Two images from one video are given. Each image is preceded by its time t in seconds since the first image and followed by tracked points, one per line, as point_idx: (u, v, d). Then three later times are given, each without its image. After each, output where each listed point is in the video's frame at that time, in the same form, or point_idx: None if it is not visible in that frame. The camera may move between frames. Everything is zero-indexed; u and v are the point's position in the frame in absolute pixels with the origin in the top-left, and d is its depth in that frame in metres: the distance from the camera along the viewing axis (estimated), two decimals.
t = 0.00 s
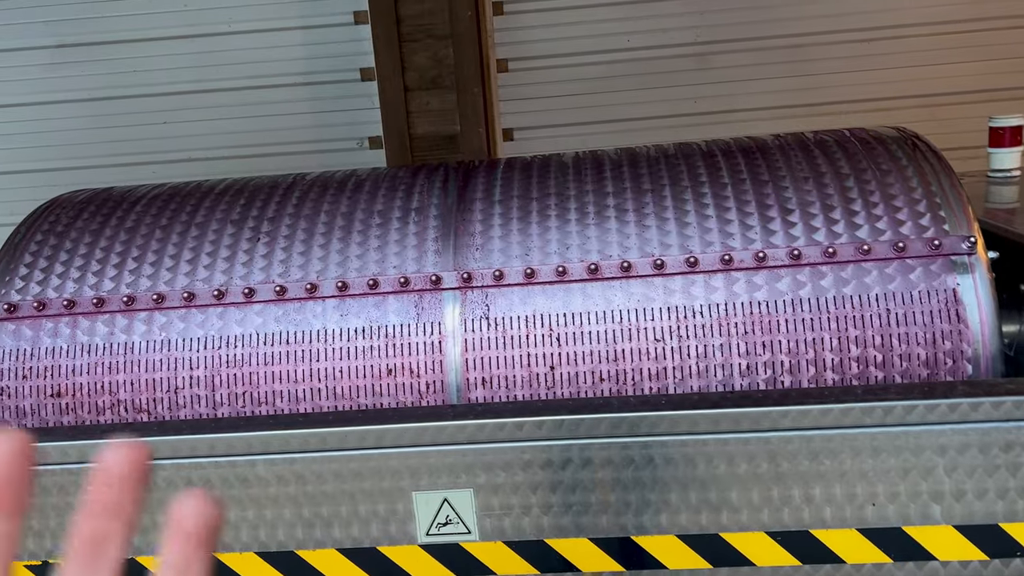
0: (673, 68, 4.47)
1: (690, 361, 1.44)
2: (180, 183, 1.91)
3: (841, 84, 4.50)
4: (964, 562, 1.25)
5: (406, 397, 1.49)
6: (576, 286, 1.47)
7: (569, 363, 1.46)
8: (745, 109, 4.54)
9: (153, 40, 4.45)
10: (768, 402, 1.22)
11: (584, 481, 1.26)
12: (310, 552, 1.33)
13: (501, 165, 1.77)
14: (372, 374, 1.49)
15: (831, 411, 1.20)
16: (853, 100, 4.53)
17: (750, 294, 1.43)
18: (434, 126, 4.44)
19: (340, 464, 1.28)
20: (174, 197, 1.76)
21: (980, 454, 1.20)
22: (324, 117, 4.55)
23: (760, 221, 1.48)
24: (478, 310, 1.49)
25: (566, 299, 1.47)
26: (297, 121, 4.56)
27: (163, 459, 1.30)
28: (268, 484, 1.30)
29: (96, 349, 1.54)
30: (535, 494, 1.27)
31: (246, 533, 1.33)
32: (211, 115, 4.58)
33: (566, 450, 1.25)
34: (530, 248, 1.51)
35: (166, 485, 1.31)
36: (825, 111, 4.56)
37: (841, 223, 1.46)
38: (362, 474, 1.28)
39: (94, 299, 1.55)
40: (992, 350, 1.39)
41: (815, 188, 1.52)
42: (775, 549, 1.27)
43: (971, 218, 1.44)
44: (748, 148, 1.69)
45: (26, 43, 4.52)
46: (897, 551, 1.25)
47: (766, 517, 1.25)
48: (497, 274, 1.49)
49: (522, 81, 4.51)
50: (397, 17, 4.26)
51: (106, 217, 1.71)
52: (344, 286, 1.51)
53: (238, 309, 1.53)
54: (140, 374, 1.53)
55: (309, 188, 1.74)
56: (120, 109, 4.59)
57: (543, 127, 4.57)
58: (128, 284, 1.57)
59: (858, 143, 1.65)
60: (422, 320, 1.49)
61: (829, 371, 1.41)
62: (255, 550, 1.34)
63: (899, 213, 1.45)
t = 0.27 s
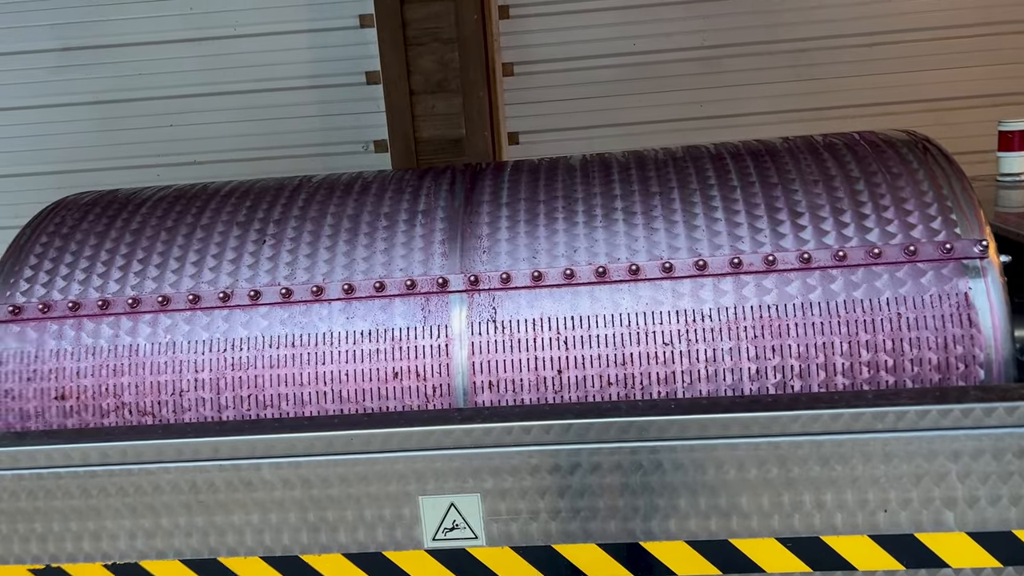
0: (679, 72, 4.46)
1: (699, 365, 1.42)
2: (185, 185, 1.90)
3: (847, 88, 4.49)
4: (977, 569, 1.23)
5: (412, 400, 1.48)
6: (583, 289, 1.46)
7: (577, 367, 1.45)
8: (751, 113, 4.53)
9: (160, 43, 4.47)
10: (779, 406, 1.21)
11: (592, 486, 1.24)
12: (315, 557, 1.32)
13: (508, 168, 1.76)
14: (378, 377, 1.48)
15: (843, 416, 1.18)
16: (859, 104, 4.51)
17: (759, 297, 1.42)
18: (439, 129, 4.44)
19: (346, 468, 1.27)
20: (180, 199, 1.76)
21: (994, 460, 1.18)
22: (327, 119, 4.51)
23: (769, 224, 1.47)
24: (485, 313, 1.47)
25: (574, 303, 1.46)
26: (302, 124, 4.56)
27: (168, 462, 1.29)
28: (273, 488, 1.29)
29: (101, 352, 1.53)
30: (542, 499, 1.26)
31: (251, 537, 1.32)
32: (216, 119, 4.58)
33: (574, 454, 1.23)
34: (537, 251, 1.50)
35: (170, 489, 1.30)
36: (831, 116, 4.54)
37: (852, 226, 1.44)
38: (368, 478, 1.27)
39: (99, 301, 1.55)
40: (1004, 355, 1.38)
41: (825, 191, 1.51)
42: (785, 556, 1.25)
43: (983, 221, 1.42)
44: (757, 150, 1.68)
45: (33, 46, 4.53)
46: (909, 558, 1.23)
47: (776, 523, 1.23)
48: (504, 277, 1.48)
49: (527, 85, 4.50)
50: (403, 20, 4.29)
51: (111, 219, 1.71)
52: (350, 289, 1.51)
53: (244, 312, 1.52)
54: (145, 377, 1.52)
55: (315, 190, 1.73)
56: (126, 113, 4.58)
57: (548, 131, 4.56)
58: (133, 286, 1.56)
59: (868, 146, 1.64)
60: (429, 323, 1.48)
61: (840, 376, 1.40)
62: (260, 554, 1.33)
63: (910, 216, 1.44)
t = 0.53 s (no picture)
0: (682, 76, 4.46)
1: (705, 369, 1.42)
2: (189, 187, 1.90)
3: (850, 92, 4.49)
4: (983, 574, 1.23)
5: (417, 403, 1.47)
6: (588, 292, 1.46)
7: (581, 370, 1.44)
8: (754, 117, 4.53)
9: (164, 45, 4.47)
10: (785, 411, 1.20)
11: (597, 490, 1.24)
12: (319, 560, 1.32)
13: (512, 171, 1.76)
14: (382, 380, 1.48)
15: (849, 421, 1.18)
16: (862, 108, 4.51)
17: (765, 302, 1.42)
18: (442, 132, 4.43)
19: (351, 471, 1.27)
20: (184, 201, 1.75)
21: (1002, 465, 1.17)
22: (331, 122, 4.52)
23: (775, 228, 1.46)
24: (490, 316, 1.47)
25: (579, 306, 1.46)
26: (305, 127, 4.56)
27: (172, 465, 1.29)
28: (277, 491, 1.29)
29: (105, 354, 1.53)
30: (547, 503, 1.25)
31: (255, 540, 1.31)
32: (219, 121, 4.58)
33: (579, 458, 1.23)
34: (542, 254, 1.50)
35: (174, 492, 1.30)
36: (834, 120, 4.54)
37: (858, 230, 1.44)
38: (373, 481, 1.27)
39: (103, 303, 1.54)
40: (1011, 360, 1.37)
41: (830, 195, 1.51)
42: (790, 560, 1.25)
43: (989, 226, 1.42)
44: (762, 154, 1.68)
45: (36, 48, 4.52)
46: (915, 562, 1.23)
47: (783, 528, 1.23)
48: (509, 280, 1.48)
49: (531, 88, 4.50)
50: (407, 23, 4.29)
51: (115, 220, 1.70)
52: (355, 291, 1.50)
53: (248, 314, 1.52)
54: (149, 379, 1.51)
55: (320, 193, 1.73)
56: (129, 115, 4.57)
57: (551, 134, 4.56)
58: (137, 288, 1.56)
59: (873, 150, 1.63)
60: (433, 326, 1.48)
61: (845, 381, 1.39)
62: (264, 557, 1.32)
63: (916, 221, 1.44)
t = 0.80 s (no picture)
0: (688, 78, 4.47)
1: (709, 372, 1.42)
2: (195, 189, 1.91)
3: (856, 94, 4.48)
4: None
5: (421, 405, 1.48)
6: (593, 294, 1.46)
7: (585, 372, 1.44)
8: (760, 119, 4.52)
9: (170, 46, 4.49)
10: (789, 413, 1.20)
11: (600, 491, 1.24)
12: (323, 560, 1.32)
13: (517, 173, 1.76)
14: (386, 381, 1.48)
15: (853, 423, 1.18)
16: (868, 110, 4.50)
17: (769, 304, 1.42)
18: (447, 134, 4.43)
19: (355, 472, 1.27)
20: (190, 202, 1.76)
21: (1006, 469, 1.17)
22: (337, 124, 4.55)
23: (779, 230, 1.46)
24: (494, 317, 1.47)
25: (583, 307, 1.46)
26: (310, 128, 4.57)
27: (177, 465, 1.29)
28: (281, 491, 1.29)
29: (111, 354, 1.53)
30: (551, 505, 1.25)
31: (260, 540, 1.32)
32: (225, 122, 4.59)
33: (583, 460, 1.23)
34: (546, 256, 1.50)
35: (179, 492, 1.31)
36: (839, 122, 4.53)
37: (862, 233, 1.44)
38: (377, 482, 1.27)
39: (109, 304, 1.55)
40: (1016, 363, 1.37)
41: (835, 198, 1.51)
42: (794, 562, 1.25)
43: (994, 228, 1.41)
44: (767, 157, 1.68)
45: (44, 49, 4.54)
46: (918, 565, 1.23)
47: (786, 531, 1.23)
48: (514, 281, 1.48)
49: (536, 90, 4.51)
50: (413, 25, 4.26)
51: (122, 221, 1.71)
52: (359, 292, 1.51)
53: (253, 315, 1.52)
54: (154, 379, 1.52)
55: (325, 195, 1.74)
56: (135, 116, 4.59)
57: (556, 136, 4.57)
58: (143, 289, 1.56)
59: (879, 152, 1.63)
60: (438, 327, 1.48)
61: (850, 383, 1.39)
62: (268, 557, 1.33)
63: (921, 223, 1.44)
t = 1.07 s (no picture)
0: (696, 78, 4.45)
1: (717, 371, 1.42)
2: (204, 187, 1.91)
3: (865, 94, 4.46)
4: None
5: (428, 403, 1.47)
6: (600, 293, 1.46)
7: (593, 371, 1.44)
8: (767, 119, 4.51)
9: (175, 46, 4.33)
10: (798, 413, 1.20)
11: (608, 490, 1.24)
12: (330, 558, 1.32)
13: (525, 171, 1.76)
14: (393, 379, 1.48)
15: (862, 424, 1.17)
16: (876, 110, 4.48)
17: (778, 303, 1.41)
18: (455, 133, 4.41)
19: (362, 470, 1.27)
20: (198, 201, 1.77)
21: (1017, 470, 1.16)
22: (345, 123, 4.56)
23: (788, 229, 1.46)
24: (501, 316, 1.47)
25: (591, 307, 1.45)
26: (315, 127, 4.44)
27: (185, 462, 1.29)
28: (288, 489, 1.29)
29: (119, 352, 1.54)
30: (558, 504, 1.25)
31: (267, 538, 1.32)
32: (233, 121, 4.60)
33: (590, 459, 1.23)
34: (554, 255, 1.50)
35: (187, 489, 1.31)
36: (848, 122, 4.51)
37: (872, 233, 1.43)
38: (384, 480, 1.27)
39: (117, 301, 1.55)
40: None
41: (844, 197, 1.50)
42: (802, 562, 1.25)
43: (1005, 228, 1.41)
44: (775, 156, 1.67)
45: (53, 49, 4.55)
46: (926, 566, 1.23)
47: (794, 531, 1.22)
48: (521, 280, 1.48)
49: (545, 91, 4.49)
50: (421, 25, 4.21)
51: (130, 219, 1.72)
52: (367, 291, 1.51)
53: (261, 313, 1.52)
54: (162, 377, 1.52)
55: (333, 193, 1.74)
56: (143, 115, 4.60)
57: (563, 136, 4.56)
58: (151, 286, 1.57)
59: (888, 151, 1.63)
60: (445, 326, 1.48)
61: (859, 384, 1.39)
62: (275, 555, 1.33)
63: (931, 223, 1.43)
